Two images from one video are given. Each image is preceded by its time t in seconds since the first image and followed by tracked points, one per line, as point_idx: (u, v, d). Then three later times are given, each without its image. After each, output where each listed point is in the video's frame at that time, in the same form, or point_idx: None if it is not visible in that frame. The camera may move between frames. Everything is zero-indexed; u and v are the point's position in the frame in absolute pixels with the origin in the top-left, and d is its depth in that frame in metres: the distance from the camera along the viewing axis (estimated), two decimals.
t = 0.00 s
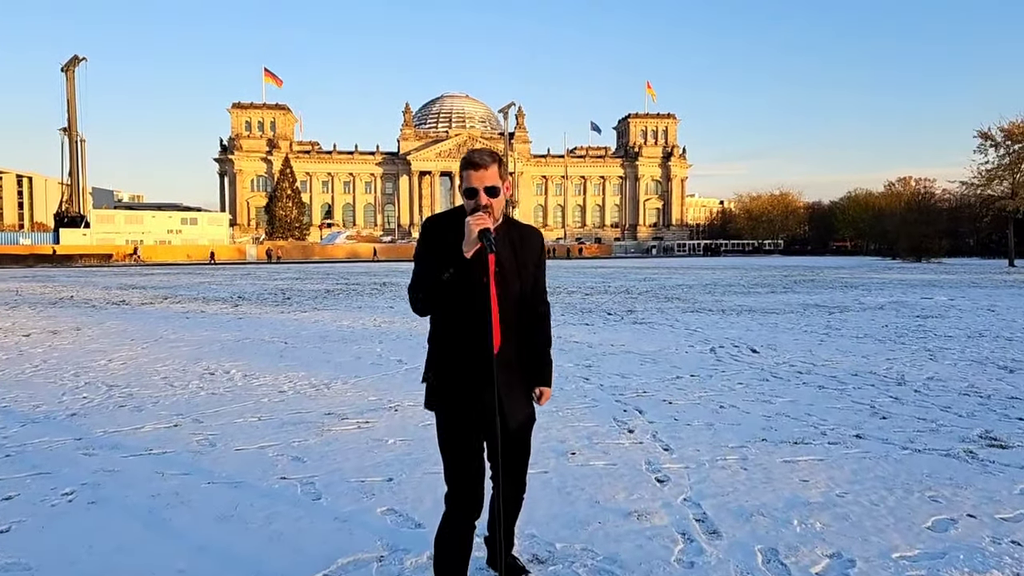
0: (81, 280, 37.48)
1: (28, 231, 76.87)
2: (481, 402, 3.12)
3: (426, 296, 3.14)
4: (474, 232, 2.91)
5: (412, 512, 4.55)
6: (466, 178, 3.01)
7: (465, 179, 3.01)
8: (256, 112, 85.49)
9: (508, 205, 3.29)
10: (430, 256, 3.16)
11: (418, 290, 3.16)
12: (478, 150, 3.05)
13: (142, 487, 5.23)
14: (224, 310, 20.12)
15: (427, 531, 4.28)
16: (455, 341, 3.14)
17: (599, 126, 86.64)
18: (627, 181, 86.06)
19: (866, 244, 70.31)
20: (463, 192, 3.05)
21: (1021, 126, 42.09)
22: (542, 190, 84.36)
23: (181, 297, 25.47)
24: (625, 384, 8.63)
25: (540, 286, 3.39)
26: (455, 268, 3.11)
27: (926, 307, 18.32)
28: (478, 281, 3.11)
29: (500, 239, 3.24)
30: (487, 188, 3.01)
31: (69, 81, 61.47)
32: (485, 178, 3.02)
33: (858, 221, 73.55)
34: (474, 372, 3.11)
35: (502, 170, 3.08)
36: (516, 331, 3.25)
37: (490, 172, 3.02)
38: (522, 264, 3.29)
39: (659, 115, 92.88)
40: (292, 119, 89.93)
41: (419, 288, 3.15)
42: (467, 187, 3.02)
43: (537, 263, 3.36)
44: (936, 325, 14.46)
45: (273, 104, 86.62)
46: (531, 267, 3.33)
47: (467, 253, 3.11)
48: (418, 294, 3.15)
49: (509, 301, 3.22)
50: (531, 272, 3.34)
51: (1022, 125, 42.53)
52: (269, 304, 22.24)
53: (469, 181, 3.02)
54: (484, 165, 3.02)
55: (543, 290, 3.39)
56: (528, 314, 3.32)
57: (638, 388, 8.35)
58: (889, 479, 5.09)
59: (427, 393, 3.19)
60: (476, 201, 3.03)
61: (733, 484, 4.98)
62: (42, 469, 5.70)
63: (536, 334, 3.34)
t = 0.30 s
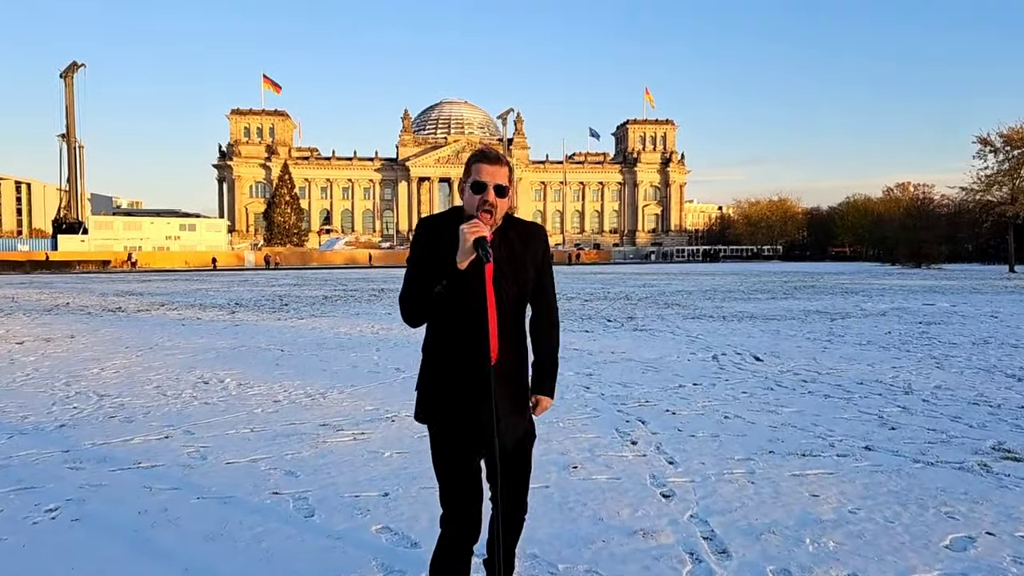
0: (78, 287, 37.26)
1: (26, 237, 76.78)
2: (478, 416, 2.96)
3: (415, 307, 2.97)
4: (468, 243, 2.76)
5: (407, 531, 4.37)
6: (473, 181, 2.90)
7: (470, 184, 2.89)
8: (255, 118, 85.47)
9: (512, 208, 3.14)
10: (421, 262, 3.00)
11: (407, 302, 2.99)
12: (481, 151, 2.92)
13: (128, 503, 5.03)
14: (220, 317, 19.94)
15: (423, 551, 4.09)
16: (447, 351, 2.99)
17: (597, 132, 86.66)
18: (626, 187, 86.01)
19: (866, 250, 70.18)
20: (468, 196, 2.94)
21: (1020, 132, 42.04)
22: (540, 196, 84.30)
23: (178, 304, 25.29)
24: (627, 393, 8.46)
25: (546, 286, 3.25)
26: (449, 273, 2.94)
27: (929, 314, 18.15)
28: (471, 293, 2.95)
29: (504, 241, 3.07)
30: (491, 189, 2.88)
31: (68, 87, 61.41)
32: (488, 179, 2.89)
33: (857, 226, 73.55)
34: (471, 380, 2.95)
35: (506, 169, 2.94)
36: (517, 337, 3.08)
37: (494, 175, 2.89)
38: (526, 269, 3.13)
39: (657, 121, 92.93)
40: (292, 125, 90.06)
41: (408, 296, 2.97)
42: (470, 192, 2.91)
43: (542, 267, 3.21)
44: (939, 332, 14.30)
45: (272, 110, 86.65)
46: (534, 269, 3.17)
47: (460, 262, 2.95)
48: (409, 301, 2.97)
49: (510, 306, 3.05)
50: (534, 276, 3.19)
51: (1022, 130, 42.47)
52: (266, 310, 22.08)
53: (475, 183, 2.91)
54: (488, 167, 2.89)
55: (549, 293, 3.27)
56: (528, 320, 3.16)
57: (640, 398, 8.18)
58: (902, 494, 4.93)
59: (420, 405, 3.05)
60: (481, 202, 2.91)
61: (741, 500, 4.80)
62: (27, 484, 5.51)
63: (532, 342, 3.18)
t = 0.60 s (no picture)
0: (76, 293, 37.07)
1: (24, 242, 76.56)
2: (470, 436, 2.85)
3: (399, 323, 2.89)
4: (447, 257, 2.68)
5: (401, 553, 4.16)
6: (450, 188, 2.82)
7: (448, 191, 2.82)
8: (254, 123, 85.41)
9: (503, 208, 3.02)
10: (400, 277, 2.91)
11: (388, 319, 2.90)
12: (456, 156, 2.83)
13: (112, 523, 4.81)
14: (217, 324, 19.75)
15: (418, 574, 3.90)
16: (435, 368, 2.88)
17: (596, 137, 86.65)
18: (625, 192, 85.92)
19: (865, 255, 70.02)
20: (449, 206, 2.87)
21: (1020, 137, 41.95)
22: (539, 201, 84.20)
23: (175, 310, 25.07)
24: (629, 403, 8.28)
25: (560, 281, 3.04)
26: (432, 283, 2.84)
27: (934, 320, 17.96)
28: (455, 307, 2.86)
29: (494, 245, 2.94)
30: (470, 195, 2.80)
31: (68, 93, 61.39)
32: (466, 185, 2.80)
33: (856, 232, 73.46)
34: (461, 398, 2.84)
35: (485, 171, 2.84)
36: (515, 350, 2.91)
37: (473, 178, 2.80)
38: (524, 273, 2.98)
39: (656, 126, 92.91)
40: (291, 130, 90.06)
41: (388, 313, 2.88)
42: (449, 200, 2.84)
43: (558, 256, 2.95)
44: (944, 339, 14.10)
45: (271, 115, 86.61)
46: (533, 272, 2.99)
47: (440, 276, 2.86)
48: (391, 319, 2.89)
49: (503, 316, 2.89)
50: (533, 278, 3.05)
51: (1022, 135, 42.39)
52: (263, 317, 21.88)
53: (452, 191, 2.82)
54: (465, 171, 2.81)
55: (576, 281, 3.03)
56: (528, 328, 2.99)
57: (643, 408, 7.99)
58: (918, 511, 4.73)
59: (412, 426, 2.93)
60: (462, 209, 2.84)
61: (751, 519, 4.60)
62: (8, 501, 5.30)
63: (536, 346, 3.03)
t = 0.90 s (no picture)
0: (73, 299, 36.87)
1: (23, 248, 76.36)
2: (464, 460, 2.67)
3: (385, 345, 2.70)
4: (444, 268, 2.48)
5: None
6: (434, 194, 2.66)
7: (435, 198, 2.65)
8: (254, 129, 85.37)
9: (491, 213, 2.86)
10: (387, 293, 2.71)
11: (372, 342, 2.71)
12: (439, 158, 2.68)
13: (95, 543, 4.59)
14: (213, 331, 19.51)
15: None
16: (424, 391, 2.70)
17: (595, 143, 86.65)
18: (624, 198, 85.82)
19: (865, 261, 69.79)
20: (435, 213, 2.68)
21: (1020, 143, 41.80)
22: (538, 207, 84.04)
23: (171, 317, 24.83)
24: (632, 413, 8.07)
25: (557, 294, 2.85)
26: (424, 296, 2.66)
27: (939, 327, 17.73)
28: (448, 325, 2.68)
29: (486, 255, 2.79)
30: (457, 201, 2.63)
31: (68, 99, 61.32)
32: (453, 191, 2.63)
33: (856, 237, 73.30)
34: (457, 422, 2.66)
35: (474, 173, 2.68)
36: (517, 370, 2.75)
37: (462, 181, 2.62)
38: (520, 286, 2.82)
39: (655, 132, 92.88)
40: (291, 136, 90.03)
41: (371, 336, 2.69)
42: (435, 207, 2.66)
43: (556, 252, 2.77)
44: (951, 347, 13.90)
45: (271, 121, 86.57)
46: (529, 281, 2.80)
47: (433, 291, 2.67)
48: (375, 340, 2.69)
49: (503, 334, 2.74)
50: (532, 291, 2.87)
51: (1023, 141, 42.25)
52: (261, 323, 21.67)
53: (437, 197, 2.66)
54: (453, 176, 2.63)
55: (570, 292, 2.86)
56: (526, 346, 2.82)
57: (647, 419, 7.77)
58: (939, 531, 4.52)
59: (404, 451, 2.75)
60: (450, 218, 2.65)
61: (763, 539, 4.39)
62: None
63: (536, 364, 2.85)
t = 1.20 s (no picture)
0: (72, 304, 36.69)
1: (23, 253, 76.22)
2: (467, 480, 2.49)
3: (382, 358, 2.51)
4: (446, 275, 2.32)
5: None
6: (436, 194, 2.52)
7: (436, 199, 2.51)
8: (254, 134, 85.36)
9: (497, 214, 2.72)
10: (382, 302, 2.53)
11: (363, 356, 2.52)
12: (441, 153, 2.55)
13: (79, 560, 4.39)
14: (210, 337, 19.31)
15: None
16: (419, 407, 2.54)
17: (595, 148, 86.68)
18: (624, 203, 85.74)
19: (866, 265, 69.54)
20: (436, 213, 2.54)
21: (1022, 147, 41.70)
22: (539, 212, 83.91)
23: (170, 322, 24.65)
24: (637, 422, 7.87)
25: (566, 296, 2.72)
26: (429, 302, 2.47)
27: (945, 333, 17.54)
28: (451, 335, 2.51)
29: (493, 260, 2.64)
30: (462, 199, 2.49)
31: (68, 104, 61.32)
32: (457, 189, 2.49)
33: (857, 243, 73.21)
34: (458, 441, 2.48)
35: (479, 170, 2.54)
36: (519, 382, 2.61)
37: (466, 180, 2.49)
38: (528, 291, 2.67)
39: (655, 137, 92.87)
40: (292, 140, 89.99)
41: (366, 351, 2.50)
42: (437, 207, 2.53)
43: (562, 250, 2.62)
44: (958, 353, 13.72)
45: (272, 125, 86.56)
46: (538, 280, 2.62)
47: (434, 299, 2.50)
48: (367, 355, 2.50)
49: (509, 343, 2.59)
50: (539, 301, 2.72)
51: None
52: (259, 329, 21.49)
53: (439, 196, 2.52)
54: (458, 172, 2.50)
55: (584, 298, 2.69)
56: (532, 356, 2.66)
57: (652, 428, 7.58)
58: (960, 547, 4.33)
59: (401, 472, 2.57)
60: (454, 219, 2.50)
61: (778, 556, 4.20)
62: None
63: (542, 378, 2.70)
